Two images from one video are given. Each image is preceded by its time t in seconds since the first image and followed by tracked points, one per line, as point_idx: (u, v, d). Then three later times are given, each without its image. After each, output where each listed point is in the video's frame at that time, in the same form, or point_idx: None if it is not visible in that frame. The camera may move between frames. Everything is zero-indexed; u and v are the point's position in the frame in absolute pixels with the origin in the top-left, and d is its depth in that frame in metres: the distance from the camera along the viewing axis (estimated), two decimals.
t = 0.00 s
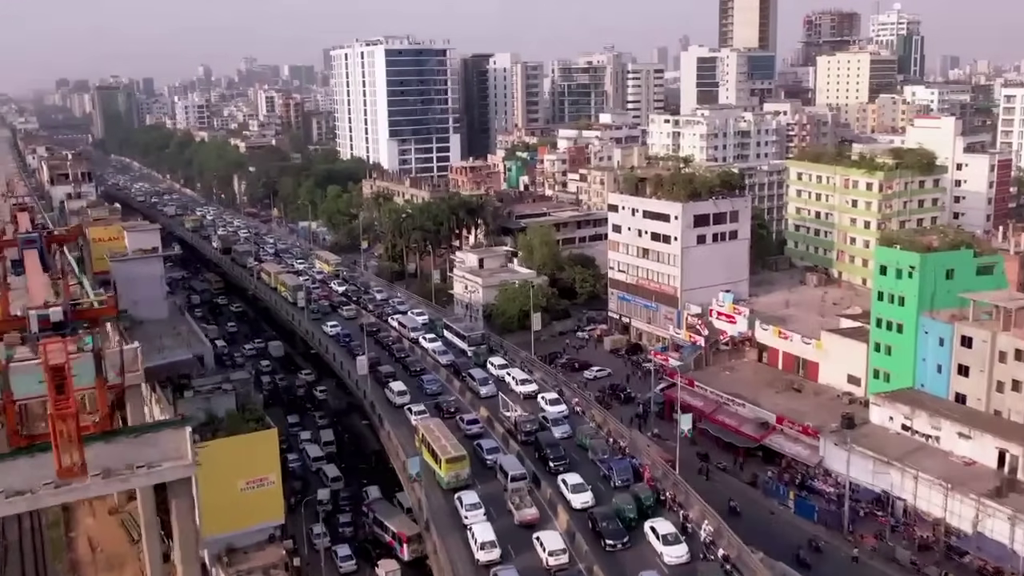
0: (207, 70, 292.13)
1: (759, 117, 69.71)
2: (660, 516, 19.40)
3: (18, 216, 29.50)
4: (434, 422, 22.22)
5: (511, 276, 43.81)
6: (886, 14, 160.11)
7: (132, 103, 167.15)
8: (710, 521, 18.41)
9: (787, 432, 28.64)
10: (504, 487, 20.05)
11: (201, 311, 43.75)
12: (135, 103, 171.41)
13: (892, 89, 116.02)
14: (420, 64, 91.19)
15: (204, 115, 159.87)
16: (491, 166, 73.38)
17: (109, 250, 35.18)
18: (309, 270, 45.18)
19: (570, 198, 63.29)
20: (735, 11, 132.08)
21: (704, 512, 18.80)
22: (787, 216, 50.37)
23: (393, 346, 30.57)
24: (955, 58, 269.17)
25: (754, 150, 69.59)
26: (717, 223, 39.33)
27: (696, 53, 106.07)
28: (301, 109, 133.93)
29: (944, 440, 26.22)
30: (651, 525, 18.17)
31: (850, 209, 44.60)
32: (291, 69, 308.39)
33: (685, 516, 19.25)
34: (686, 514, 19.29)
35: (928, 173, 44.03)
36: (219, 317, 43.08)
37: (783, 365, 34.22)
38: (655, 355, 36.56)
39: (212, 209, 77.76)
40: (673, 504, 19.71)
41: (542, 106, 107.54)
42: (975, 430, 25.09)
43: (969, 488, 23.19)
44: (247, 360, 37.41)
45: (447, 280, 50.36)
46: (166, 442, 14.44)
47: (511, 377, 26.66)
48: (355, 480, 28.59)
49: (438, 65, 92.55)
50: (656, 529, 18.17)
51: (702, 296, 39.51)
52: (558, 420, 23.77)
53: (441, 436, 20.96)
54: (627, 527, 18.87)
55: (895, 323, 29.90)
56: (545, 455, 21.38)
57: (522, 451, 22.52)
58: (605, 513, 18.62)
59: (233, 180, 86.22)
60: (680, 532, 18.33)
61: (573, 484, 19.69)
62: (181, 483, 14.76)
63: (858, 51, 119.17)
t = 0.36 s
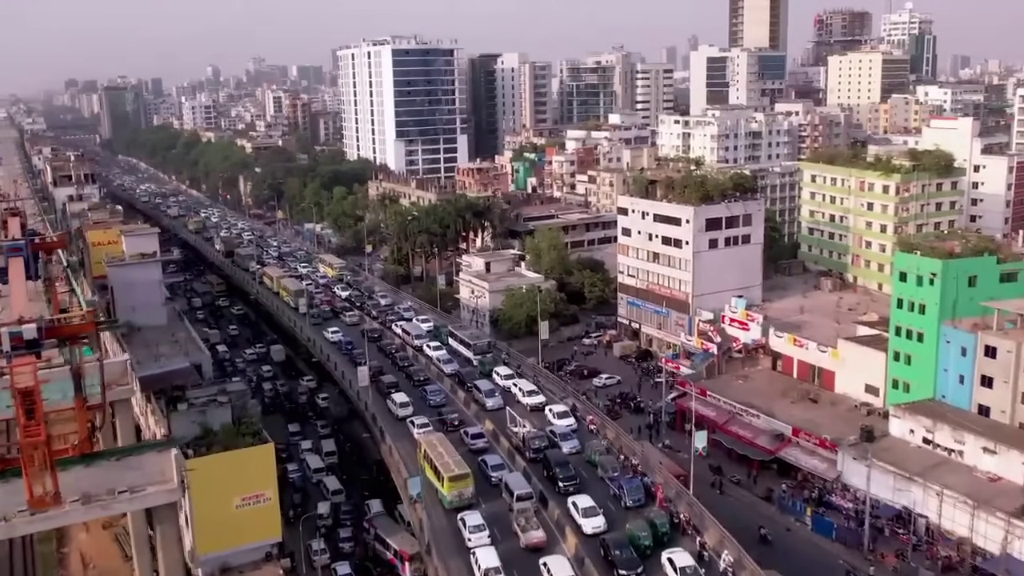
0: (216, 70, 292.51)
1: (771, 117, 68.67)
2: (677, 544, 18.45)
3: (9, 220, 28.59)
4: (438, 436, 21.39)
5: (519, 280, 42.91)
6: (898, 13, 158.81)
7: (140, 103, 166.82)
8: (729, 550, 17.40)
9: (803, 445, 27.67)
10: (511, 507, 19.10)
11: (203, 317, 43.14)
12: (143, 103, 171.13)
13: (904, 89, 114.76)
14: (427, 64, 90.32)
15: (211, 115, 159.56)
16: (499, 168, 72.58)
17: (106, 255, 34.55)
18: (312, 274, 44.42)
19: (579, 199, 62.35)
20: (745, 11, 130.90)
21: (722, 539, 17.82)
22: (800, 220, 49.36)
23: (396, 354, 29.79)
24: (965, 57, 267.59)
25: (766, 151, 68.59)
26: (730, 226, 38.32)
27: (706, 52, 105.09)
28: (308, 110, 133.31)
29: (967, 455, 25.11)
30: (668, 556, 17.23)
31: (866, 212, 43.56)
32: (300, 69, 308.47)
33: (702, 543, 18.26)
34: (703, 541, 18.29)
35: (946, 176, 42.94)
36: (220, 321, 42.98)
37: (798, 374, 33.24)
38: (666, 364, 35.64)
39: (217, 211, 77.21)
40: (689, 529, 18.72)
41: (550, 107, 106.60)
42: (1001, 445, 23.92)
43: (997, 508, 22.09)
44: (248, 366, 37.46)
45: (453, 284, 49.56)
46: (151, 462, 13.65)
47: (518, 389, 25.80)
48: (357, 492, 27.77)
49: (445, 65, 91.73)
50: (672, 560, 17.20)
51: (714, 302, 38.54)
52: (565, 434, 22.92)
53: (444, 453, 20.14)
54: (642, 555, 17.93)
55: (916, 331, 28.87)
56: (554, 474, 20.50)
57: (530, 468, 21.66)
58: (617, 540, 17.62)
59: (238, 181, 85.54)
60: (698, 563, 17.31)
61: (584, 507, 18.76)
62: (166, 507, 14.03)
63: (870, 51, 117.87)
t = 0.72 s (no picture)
0: (225, 71, 292.65)
1: (783, 118, 67.59)
2: (692, 572, 17.51)
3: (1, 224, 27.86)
4: (441, 452, 20.51)
5: (526, 285, 42.05)
6: (909, 12, 157.25)
7: (147, 104, 166.68)
8: None
9: (820, 458, 26.70)
10: (517, 529, 18.21)
11: (204, 321, 42.43)
12: (150, 104, 170.96)
13: (917, 89, 113.37)
14: (434, 64, 89.53)
15: (218, 116, 159.25)
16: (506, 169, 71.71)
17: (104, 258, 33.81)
18: (316, 278, 43.62)
19: (587, 201, 61.44)
20: (756, 10, 129.67)
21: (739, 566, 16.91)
22: (813, 223, 48.34)
23: (400, 363, 28.99)
24: (977, 57, 265.48)
25: (777, 152, 67.52)
26: (742, 230, 37.37)
27: (716, 52, 103.99)
28: (315, 110, 132.69)
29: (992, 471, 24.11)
30: None
31: (882, 215, 42.53)
32: (308, 70, 308.28)
33: (718, 570, 17.34)
34: (719, 567, 17.37)
35: (965, 178, 41.85)
36: (222, 326, 42.25)
37: (814, 383, 32.23)
38: (677, 371, 34.78)
39: (222, 212, 76.57)
40: (705, 553, 17.80)
41: (558, 108, 105.65)
42: None
43: None
44: (249, 372, 36.97)
45: (460, 288, 48.68)
46: (133, 489, 12.95)
47: (524, 400, 24.97)
48: (359, 505, 26.95)
49: (452, 65, 90.88)
50: None
51: (726, 308, 37.60)
52: (574, 449, 22.04)
53: (447, 471, 19.25)
54: None
55: (937, 340, 27.83)
56: (564, 495, 19.59)
57: (537, 487, 20.76)
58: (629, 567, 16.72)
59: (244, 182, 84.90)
60: None
61: (596, 533, 17.81)
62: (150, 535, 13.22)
63: (881, 50, 116.48)
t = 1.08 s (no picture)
0: (235, 71, 292.90)
1: (796, 118, 66.51)
2: None
3: None
4: (445, 469, 19.63)
5: (535, 289, 41.15)
6: (922, 12, 155.65)
7: (156, 104, 166.57)
8: None
9: (839, 473, 25.72)
10: (524, 554, 17.30)
11: (207, 327, 41.75)
12: (159, 104, 170.83)
13: (931, 89, 112.00)
14: (443, 64, 88.70)
15: (226, 116, 158.97)
16: (515, 171, 70.86)
17: (102, 265, 33.14)
18: (321, 282, 42.88)
19: (597, 203, 60.54)
20: (767, 10, 128.43)
21: None
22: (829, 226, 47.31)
23: (404, 373, 28.21)
24: (990, 57, 263.34)
25: (791, 153, 66.39)
26: (757, 234, 36.38)
27: (727, 51, 102.83)
28: (324, 111, 132.13)
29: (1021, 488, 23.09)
30: None
31: (900, 218, 41.47)
32: (317, 70, 308.20)
33: None
34: None
35: (985, 180, 40.73)
36: (225, 331, 41.51)
37: (832, 394, 31.24)
38: (690, 379, 33.94)
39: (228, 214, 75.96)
40: None
41: (568, 108, 104.68)
42: None
43: None
44: (251, 377, 36.31)
45: (467, 292, 47.83)
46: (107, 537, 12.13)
47: (532, 413, 24.21)
48: (361, 519, 26.12)
49: (461, 65, 90.03)
50: None
51: (740, 314, 36.64)
52: (584, 466, 21.28)
53: (450, 490, 18.40)
54: None
55: (961, 349, 26.76)
56: (575, 519, 18.70)
57: (546, 507, 19.90)
58: None
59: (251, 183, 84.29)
60: None
61: (609, 560, 16.91)
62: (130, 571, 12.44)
63: (895, 50, 115.09)
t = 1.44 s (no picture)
0: (246, 71, 293.69)
1: (811, 118, 65.38)
2: None
3: None
4: (450, 487, 18.76)
5: (545, 293, 40.25)
6: (937, 10, 154.00)
7: (166, 105, 166.50)
8: None
9: (861, 488, 24.72)
10: None
11: (210, 330, 41.09)
12: (169, 105, 170.80)
13: (946, 89, 110.48)
14: (452, 64, 87.84)
15: (235, 116, 158.63)
16: (525, 172, 70.00)
17: (100, 269, 32.27)
18: (326, 286, 42.14)
19: (608, 205, 59.59)
20: (780, 9, 127.06)
21: None
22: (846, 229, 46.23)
23: (409, 383, 27.44)
24: (1005, 57, 261.07)
25: (805, 154, 65.25)
26: (773, 237, 35.35)
27: (740, 51, 101.60)
28: (333, 111, 131.61)
29: None
30: None
31: (920, 222, 40.38)
32: (328, 70, 308.40)
33: None
34: None
35: (1009, 182, 39.57)
36: (229, 335, 40.82)
37: (851, 403, 30.22)
38: (705, 389, 32.88)
39: (235, 216, 75.36)
40: None
41: (578, 108, 103.85)
42: None
43: None
44: (255, 383, 35.59)
45: (476, 296, 47.01)
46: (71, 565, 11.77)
47: (543, 425, 23.48)
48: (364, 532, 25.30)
49: (471, 65, 89.19)
50: None
51: (756, 320, 35.62)
52: (595, 484, 20.57)
53: (455, 511, 17.58)
54: None
55: (988, 360, 25.66)
56: (589, 545, 17.87)
57: (557, 529, 19.14)
58: None
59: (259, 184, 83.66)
60: None
61: None
62: None
63: (910, 49, 113.57)
